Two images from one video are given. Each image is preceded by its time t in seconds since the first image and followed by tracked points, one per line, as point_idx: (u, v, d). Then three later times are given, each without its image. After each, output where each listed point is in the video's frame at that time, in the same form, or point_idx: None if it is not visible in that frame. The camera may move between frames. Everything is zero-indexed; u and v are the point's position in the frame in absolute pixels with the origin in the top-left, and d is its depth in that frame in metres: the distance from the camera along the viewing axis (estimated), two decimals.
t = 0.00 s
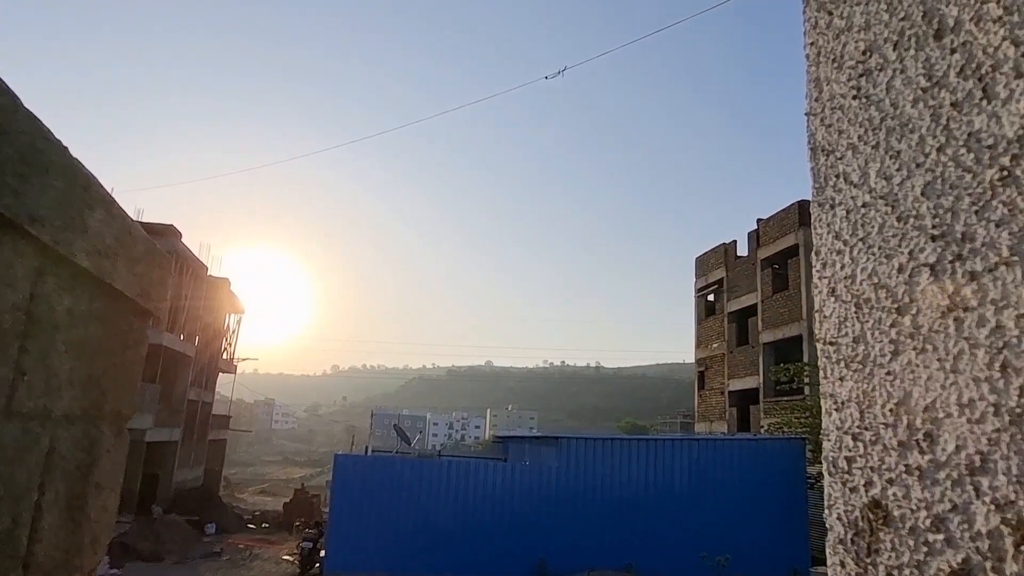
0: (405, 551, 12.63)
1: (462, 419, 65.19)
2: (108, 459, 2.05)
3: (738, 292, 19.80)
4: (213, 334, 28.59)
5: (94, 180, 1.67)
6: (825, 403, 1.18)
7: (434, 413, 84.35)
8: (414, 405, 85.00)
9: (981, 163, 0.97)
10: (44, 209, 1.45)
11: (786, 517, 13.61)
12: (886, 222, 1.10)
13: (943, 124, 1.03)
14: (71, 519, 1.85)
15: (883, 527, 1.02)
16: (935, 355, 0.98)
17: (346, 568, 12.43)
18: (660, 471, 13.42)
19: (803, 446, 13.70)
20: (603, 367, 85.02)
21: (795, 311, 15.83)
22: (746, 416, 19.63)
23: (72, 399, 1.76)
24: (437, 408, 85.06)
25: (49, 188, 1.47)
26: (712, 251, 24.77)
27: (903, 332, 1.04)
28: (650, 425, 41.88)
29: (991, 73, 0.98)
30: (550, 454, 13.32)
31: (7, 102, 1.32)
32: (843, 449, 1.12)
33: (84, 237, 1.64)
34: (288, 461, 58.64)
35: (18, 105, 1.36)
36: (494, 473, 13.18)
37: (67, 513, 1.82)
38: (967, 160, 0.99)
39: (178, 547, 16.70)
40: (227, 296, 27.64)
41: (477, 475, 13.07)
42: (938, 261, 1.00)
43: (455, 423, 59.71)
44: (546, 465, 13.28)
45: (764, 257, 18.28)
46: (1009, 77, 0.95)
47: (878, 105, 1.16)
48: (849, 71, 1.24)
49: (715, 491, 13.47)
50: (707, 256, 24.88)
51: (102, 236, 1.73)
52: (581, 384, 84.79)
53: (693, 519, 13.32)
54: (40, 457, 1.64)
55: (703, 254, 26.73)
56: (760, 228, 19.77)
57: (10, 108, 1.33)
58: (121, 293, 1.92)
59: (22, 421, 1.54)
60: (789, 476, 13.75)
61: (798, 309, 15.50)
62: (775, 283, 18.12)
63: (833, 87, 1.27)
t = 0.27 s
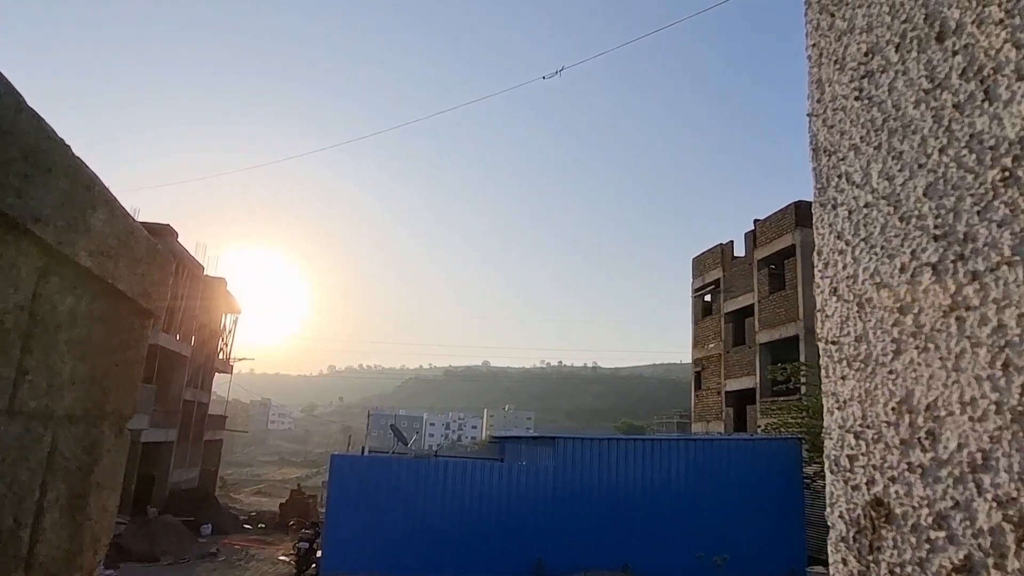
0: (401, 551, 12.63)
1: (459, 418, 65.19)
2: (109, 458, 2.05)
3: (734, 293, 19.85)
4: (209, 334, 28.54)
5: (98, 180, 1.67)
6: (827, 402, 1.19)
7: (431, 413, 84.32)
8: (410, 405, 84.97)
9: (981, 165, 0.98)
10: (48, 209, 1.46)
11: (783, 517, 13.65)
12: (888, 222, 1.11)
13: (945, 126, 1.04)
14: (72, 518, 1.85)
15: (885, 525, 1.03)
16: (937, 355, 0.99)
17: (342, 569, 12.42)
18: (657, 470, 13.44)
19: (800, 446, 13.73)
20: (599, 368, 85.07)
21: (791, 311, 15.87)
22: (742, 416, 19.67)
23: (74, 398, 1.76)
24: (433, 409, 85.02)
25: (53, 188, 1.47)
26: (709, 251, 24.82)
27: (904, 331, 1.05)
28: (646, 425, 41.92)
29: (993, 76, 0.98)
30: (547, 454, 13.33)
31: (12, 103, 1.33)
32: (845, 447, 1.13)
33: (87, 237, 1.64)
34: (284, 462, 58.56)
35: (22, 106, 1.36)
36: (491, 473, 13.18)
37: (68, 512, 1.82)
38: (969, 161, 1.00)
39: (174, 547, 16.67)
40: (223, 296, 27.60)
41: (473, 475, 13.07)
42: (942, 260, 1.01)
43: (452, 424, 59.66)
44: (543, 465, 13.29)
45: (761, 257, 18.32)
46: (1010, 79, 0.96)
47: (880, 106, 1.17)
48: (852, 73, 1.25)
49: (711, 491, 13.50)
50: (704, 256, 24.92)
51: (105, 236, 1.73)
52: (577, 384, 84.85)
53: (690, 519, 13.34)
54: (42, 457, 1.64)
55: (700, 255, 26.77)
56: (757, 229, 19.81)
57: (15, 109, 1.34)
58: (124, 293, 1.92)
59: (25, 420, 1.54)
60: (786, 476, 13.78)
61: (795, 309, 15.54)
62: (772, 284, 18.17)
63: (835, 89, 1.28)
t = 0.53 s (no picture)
0: (400, 549, 12.63)
1: (457, 416, 65.17)
2: (104, 454, 2.03)
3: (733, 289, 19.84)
4: (207, 332, 28.48)
5: (92, 173, 1.65)
6: (828, 392, 1.18)
7: (429, 411, 84.34)
8: (409, 403, 84.97)
9: (985, 150, 0.96)
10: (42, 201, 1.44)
11: (781, 514, 13.66)
12: (890, 209, 1.10)
13: (949, 111, 1.03)
14: (67, 514, 1.83)
15: (887, 515, 1.02)
16: (939, 342, 0.98)
17: (340, 566, 12.43)
18: (655, 467, 13.45)
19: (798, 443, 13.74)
20: (598, 365, 85.10)
21: (790, 308, 15.86)
22: (741, 413, 19.67)
23: (69, 392, 1.74)
24: (431, 406, 85.02)
25: (47, 179, 1.45)
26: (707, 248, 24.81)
27: (906, 319, 1.04)
28: (645, 422, 41.93)
29: (997, 60, 0.97)
30: (546, 451, 13.33)
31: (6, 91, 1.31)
32: (846, 437, 1.12)
33: (82, 230, 1.62)
34: (283, 459, 58.51)
35: (16, 96, 1.34)
36: (490, 470, 13.19)
37: (62, 508, 1.81)
38: (973, 147, 0.98)
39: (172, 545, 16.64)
40: (221, 293, 27.54)
41: (471, 472, 13.07)
42: (943, 247, 1.00)
43: (450, 421, 59.63)
44: (542, 462, 13.28)
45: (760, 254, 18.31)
46: (1014, 63, 0.95)
47: (882, 93, 1.16)
48: (853, 59, 1.23)
49: (710, 488, 13.51)
50: (703, 253, 24.91)
51: (100, 229, 1.71)
52: (576, 381, 84.87)
53: (688, 516, 13.35)
54: (36, 452, 1.62)
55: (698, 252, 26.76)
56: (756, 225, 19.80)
57: (9, 98, 1.32)
58: (119, 287, 1.90)
59: (19, 415, 1.52)
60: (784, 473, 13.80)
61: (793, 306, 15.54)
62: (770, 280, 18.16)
63: (837, 76, 1.27)
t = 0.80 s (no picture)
0: (400, 547, 12.63)
1: (458, 415, 65.21)
2: (103, 447, 2.02)
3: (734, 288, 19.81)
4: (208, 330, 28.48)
5: (91, 161, 1.64)
6: (835, 380, 1.17)
7: (430, 409, 84.35)
8: (410, 401, 84.95)
9: (997, 130, 0.95)
10: (39, 186, 1.43)
11: (783, 512, 13.64)
12: (899, 193, 1.09)
13: (957, 93, 1.02)
14: (67, 506, 1.82)
15: (895, 501, 1.01)
16: (949, 327, 0.97)
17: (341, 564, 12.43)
18: (657, 466, 13.44)
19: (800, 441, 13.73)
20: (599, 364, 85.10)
21: (791, 306, 15.83)
22: (742, 411, 19.66)
23: (68, 383, 1.73)
24: (432, 405, 85.01)
25: (45, 165, 1.44)
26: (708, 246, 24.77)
27: (915, 304, 1.02)
28: (647, 421, 41.92)
29: (1007, 40, 0.95)
30: (546, 450, 13.32)
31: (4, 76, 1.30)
32: (855, 424, 1.10)
33: (80, 219, 1.61)
34: (283, 458, 58.50)
35: (15, 80, 1.33)
36: (490, 468, 13.18)
37: (62, 500, 1.79)
38: (982, 127, 0.97)
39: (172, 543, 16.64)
40: (222, 292, 27.54)
41: (472, 471, 13.07)
42: (953, 230, 0.98)
43: (451, 419, 59.61)
44: (543, 461, 13.28)
45: (761, 252, 18.28)
46: None
47: (890, 77, 1.14)
48: (860, 44, 1.22)
49: (711, 486, 13.50)
50: (704, 252, 24.87)
51: (98, 218, 1.69)
52: (576, 380, 84.89)
53: (690, 514, 13.34)
54: (35, 443, 1.62)
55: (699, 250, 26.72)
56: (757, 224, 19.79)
57: (7, 82, 1.31)
58: (119, 278, 1.89)
59: (17, 404, 1.51)
60: (785, 471, 13.79)
61: (795, 304, 15.51)
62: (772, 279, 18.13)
63: (844, 61, 1.25)
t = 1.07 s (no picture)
0: (407, 543, 12.66)
1: (464, 411, 65.33)
2: (113, 438, 2.02)
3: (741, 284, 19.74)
4: (215, 327, 28.57)
5: (99, 150, 1.63)
6: (853, 366, 1.15)
7: (436, 406, 84.40)
8: (416, 398, 84.97)
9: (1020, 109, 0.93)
10: (49, 174, 1.42)
11: (791, 508, 13.59)
12: (919, 175, 1.06)
13: (981, 71, 0.99)
14: (76, 496, 1.82)
15: (915, 488, 0.99)
16: (972, 309, 0.95)
17: (348, 560, 12.47)
18: (664, 462, 13.41)
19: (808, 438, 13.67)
20: (605, 361, 85.03)
21: (799, 303, 15.76)
22: (749, 408, 19.59)
23: (77, 373, 1.73)
24: (438, 402, 85.04)
25: (54, 153, 1.43)
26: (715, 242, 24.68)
27: (937, 287, 1.00)
28: (653, 418, 41.84)
29: None
30: (553, 446, 13.31)
31: (12, 61, 1.30)
32: (873, 410, 1.08)
33: (89, 208, 1.61)
34: (290, 454, 58.62)
35: (23, 66, 1.33)
36: (497, 465, 13.18)
37: (71, 491, 1.79)
38: (1006, 105, 0.95)
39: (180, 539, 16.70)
40: (229, 288, 27.62)
41: (479, 467, 13.08)
42: (976, 211, 0.96)
43: (457, 416, 59.62)
44: (549, 457, 13.27)
45: (769, 248, 18.20)
46: None
47: (909, 57, 1.12)
48: (879, 24, 1.20)
49: (718, 483, 13.46)
50: (711, 248, 24.78)
51: (107, 208, 1.69)
52: (582, 377, 84.82)
53: (697, 511, 13.31)
54: (44, 432, 1.61)
55: (705, 247, 26.61)
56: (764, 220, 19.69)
57: (15, 68, 1.30)
58: (128, 268, 1.88)
59: (27, 393, 1.51)
60: (793, 468, 13.74)
61: (803, 300, 15.44)
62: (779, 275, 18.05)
63: (861, 42, 1.23)
